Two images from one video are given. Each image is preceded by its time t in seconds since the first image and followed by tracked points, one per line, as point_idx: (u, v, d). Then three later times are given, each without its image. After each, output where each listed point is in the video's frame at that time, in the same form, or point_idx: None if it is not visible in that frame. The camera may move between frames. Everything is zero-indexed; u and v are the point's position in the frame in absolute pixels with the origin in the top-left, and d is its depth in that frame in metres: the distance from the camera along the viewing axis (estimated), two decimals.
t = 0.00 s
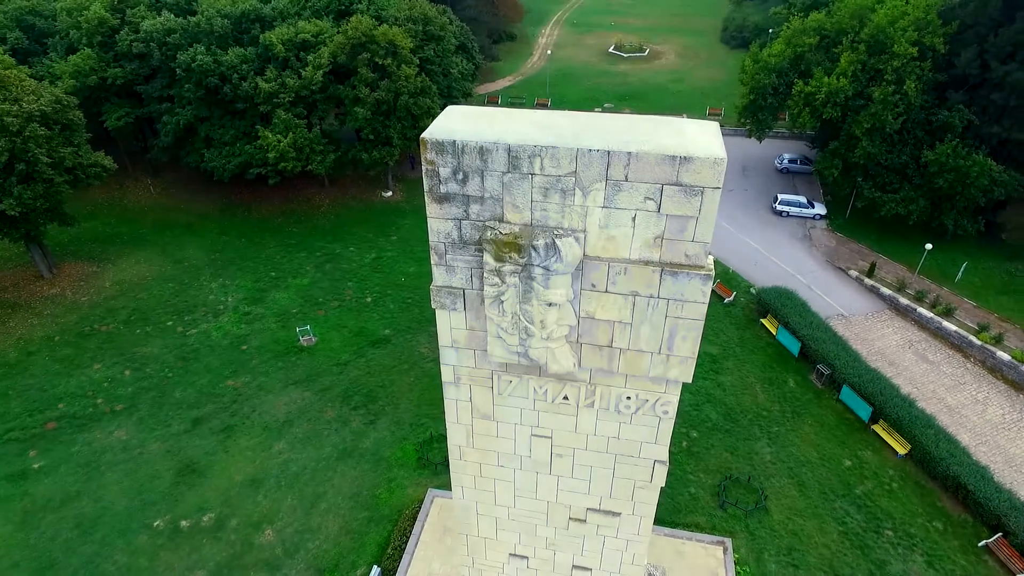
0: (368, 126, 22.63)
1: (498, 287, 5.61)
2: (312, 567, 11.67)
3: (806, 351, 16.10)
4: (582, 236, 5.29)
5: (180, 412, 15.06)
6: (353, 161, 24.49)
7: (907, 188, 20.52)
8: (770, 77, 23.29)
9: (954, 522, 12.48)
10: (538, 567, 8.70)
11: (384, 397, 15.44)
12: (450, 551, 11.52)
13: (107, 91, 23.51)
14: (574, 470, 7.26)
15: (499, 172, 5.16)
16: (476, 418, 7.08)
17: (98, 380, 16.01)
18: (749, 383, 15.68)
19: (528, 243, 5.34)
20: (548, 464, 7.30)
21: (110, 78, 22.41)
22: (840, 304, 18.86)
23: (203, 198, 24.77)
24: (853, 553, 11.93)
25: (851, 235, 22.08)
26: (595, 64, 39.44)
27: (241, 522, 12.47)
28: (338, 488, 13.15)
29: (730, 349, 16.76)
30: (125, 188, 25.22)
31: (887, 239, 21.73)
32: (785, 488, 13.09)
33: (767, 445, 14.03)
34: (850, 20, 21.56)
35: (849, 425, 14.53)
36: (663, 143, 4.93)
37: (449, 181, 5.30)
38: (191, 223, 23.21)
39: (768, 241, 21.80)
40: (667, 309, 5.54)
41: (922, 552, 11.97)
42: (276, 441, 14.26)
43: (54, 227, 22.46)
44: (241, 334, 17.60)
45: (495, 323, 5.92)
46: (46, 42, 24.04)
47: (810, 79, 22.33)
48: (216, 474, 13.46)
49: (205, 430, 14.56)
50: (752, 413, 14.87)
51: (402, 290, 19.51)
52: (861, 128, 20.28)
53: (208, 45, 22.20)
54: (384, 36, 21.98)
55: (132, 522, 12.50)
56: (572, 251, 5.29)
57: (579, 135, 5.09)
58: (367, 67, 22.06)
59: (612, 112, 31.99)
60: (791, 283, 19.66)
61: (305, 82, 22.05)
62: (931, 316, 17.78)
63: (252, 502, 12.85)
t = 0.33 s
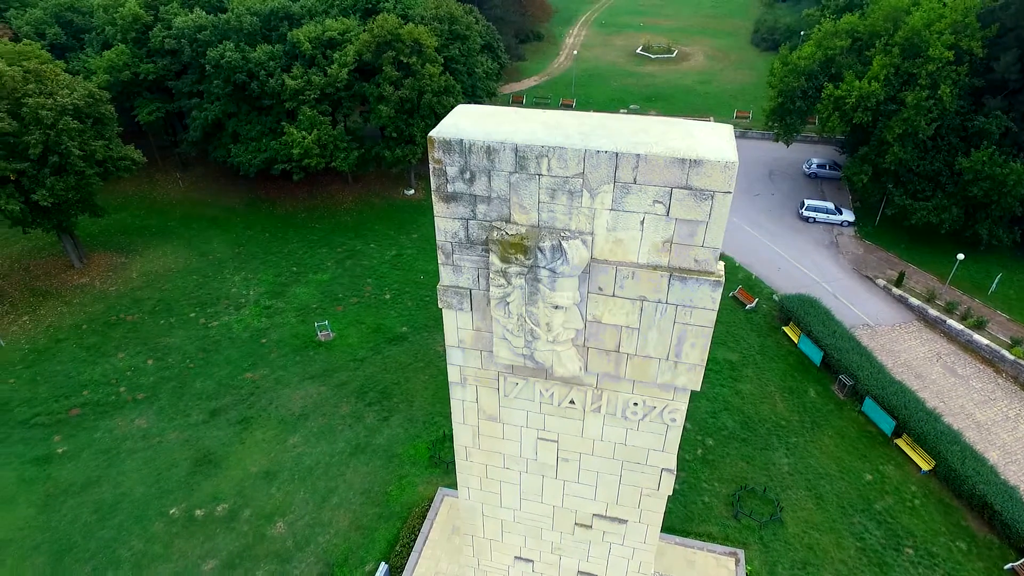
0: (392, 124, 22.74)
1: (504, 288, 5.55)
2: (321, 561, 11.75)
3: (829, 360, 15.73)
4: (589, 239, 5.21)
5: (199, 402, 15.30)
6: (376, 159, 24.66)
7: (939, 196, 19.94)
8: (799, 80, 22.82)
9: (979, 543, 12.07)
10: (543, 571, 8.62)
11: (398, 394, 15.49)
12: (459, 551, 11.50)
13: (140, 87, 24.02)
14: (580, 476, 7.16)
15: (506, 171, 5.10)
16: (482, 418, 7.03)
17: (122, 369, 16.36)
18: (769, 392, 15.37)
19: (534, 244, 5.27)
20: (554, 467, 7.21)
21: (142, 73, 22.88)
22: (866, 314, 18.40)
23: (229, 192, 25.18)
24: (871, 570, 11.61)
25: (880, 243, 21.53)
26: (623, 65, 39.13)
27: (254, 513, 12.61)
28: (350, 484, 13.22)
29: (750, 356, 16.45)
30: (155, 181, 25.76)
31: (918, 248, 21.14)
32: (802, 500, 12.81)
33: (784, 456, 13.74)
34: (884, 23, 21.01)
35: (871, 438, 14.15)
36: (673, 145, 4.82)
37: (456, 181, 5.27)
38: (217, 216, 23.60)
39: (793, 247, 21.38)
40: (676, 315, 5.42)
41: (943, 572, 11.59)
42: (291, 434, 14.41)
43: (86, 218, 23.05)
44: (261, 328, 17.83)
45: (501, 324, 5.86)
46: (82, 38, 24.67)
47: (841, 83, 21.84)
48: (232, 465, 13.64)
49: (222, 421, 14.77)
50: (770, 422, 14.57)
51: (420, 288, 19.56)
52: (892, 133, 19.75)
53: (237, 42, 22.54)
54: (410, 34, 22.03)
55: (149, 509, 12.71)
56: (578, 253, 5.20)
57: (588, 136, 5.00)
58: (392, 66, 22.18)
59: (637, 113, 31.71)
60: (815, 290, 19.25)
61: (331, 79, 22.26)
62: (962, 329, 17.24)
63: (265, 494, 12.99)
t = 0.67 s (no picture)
0: (414, 122, 22.82)
1: (511, 290, 5.50)
2: (330, 556, 11.82)
3: (850, 370, 15.38)
4: (598, 242, 5.13)
5: (217, 395, 15.52)
6: (398, 157, 24.79)
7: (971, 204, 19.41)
8: (827, 84, 22.38)
9: (1002, 564, 11.69)
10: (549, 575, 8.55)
11: (412, 392, 15.54)
12: (467, 551, 11.47)
13: (169, 82, 24.45)
14: (587, 481, 7.08)
15: (515, 172, 5.05)
16: (489, 420, 6.98)
17: (144, 359, 16.67)
18: (787, 401, 15.08)
19: (541, 246, 5.21)
20: (560, 471, 7.14)
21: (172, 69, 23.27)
22: (891, 324, 17.96)
23: (253, 187, 25.51)
24: None
25: (907, 251, 21.01)
26: (649, 66, 38.81)
27: (267, 506, 12.74)
28: (361, 480, 13.29)
29: (768, 364, 16.17)
30: (182, 175, 26.23)
31: (947, 258, 20.59)
32: (818, 513, 12.54)
33: (801, 467, 13.47)
34: (917, 25, 20.50)
35: (892, 451, 13.80)
36: (684, 148, 4.73)
37: (464, 181, 5.24)
38: (240, 211, 23.94)
39: (817, 254, 20.96)
40: (685, 321, 5.32)
41: None
42: (305, 428, 14.54)
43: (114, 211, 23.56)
44: (280, 322, 18.02)
45: (508, 326, 5.81)
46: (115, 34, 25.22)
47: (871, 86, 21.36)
48: (246, 457, 13.81)
49: (238, 414, 14.96)
50: (787, 432, 14.29)
51: (438, 286, 19.61)
52: (923, 139, 19.26)
53: (264, 39, 22.83)
54: (434, 33, 22.09)
55: (165, 498, 12.91)
56: (586, 256, 5.13)
57: (598, 137, 4.93)
58: (415, 64, 22.30)
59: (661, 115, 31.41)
60: (838, 298, 18.85)
61: (355, 77, 22.44)
62: (991, 341, 16.74)
63: (278, 487, 13.12)
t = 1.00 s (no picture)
0: (436, 121, 22.90)
1: (519, 291, 5.46)
2: (340, 551, 11.90)
3: (873, 382, 15.02)
4: (607, 245, 5.06)
5: (235, 387, 15.74)
6: (421, 155, 24.90)
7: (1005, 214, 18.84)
8: (858, 88, 21.89)
9: None
10: None
11: (427, 390, 15.59)
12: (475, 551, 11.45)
13: (199, 78, 24.88)
14: (594, 486, 7.00)
15: (524, 173, 5.00)
16: (496, 421, 6.93)
17: (166, 350, 16.99)
18: (807, 410, 14.77)
19: (550, 248, 5.16)
20: (567, 475, 7.07)
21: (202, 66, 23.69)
22: (918, 335, 17.49)
23: (278, 183, 25.84)
24: None
25: (937, 261, 20.46)
26: (675, 68, 38.42)
27: (280, 498, 12.87)
28: (373, 476, 13.35)
29: (789, 372, 15.86)
30: (209, 170, 26.68)
31: (979, 269, 20.01)
32: (835, 526, 12.27)
33: (819, 479, 13.18)
34: (953, 29, 19.97)
35: (914, 466, 13.44)
36: (696, 151, 4.63)
37: (474, 181, 5.20)
38: (264, 206, 24.27)
39: (843, 261, 20.52)
40: (694, 327, 5.22)
41: None
42: (320, 423, 14.68)
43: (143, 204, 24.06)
44: (300, 317, 18.22)
45: (516, 328, 5.76)
46: (149, 31, 25.77)
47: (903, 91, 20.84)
48: (262, 449, 13.97)
49: (255, 406, 15.15)
50: (806, 442, 14.00)
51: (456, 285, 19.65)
52: (956, 146, 18.73)
53: (292, 37, 23.10)
54: (459, 33, 22.15)
55: (181, 487, 13.12)
56: (595, 259, 5.06)
57: (608, 139, 4.86)
58: (439, 63, 22.40)
59: (687, 118, 31.06)
60: (864, 307, 18.43)
61: (379, 75, 22.59)
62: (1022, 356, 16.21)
63: (292, 480, 13.26)
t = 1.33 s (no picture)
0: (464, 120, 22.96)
1: (528, 293, 5.40)
2: (352, 545, 11.99)
3: (901, 396, 14.57)
4: (617, 249, 4.98)
5: (257, 378, 16.00)
6: (448, 154, 24.99)
7: None
8: (896, 93, 21.27)
9: None
10: None
11: (445, 388, 15.63)
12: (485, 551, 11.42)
13: (234, 74, 25.36)
14: (602, 492, 6.90)
15: (535, 174, 4.95)
16: (505, 423, 6.88)
17: (192, 339, 17.35)
18: (831, 423, 14.40)
19: (559, 250, 5.09)
20: (575, 480, 6.98)
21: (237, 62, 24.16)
22: (951, 350, 16.92)
23: (307, 179, 26.20)
24: None
25: (975, 274, 19.76)
26: (708, 70, 37.87)
27: (295, 490, 13.04)
28: (388, 472, 13.43)
29: (813, 383, 15.49)
30: (242, 164, 27.18)
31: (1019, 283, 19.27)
32: (856, 544, 11.93)
33: (841, 494, 12.84)
34: (998, 34, 19.27)
35: (942, 486, 12.99)
36: (710, 156, 4.52)
37: (485, 180, 5.17)
38: (293, 201, 24.63)
39: (875, 271, 19.95)
40: (705, 336, 5.10)
41: None
42: (338, 417, 14.82)
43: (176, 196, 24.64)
44: (323, 311, 18.44)
45: (524, 330, 5.70)
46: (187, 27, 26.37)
47: (944, 97, 20.18)
48: (280, 441, 14.17)
49: (276, 398, 15.37)
50: (829, 455, 13.65)
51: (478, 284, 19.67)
52: (999, 155, 18.06)
53: (324, 34, 23.39)
54: (488, 32, 22.16)
55: (201, 474, 13.37)
56: (605, 263, 4.98)
57: (621, 141, 4.78)
58: (468, 62, 22.45)
59: (719, 121, 30.58)
60: (895, 319, 17.89)
61: (409, 74, 22.72)
62: None
63: (308, 472, 13.42)
